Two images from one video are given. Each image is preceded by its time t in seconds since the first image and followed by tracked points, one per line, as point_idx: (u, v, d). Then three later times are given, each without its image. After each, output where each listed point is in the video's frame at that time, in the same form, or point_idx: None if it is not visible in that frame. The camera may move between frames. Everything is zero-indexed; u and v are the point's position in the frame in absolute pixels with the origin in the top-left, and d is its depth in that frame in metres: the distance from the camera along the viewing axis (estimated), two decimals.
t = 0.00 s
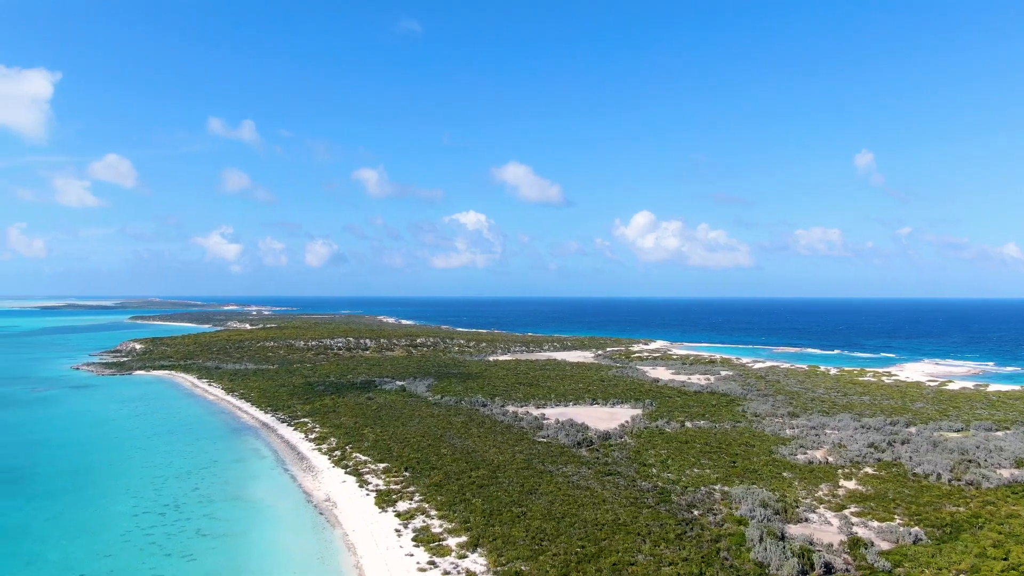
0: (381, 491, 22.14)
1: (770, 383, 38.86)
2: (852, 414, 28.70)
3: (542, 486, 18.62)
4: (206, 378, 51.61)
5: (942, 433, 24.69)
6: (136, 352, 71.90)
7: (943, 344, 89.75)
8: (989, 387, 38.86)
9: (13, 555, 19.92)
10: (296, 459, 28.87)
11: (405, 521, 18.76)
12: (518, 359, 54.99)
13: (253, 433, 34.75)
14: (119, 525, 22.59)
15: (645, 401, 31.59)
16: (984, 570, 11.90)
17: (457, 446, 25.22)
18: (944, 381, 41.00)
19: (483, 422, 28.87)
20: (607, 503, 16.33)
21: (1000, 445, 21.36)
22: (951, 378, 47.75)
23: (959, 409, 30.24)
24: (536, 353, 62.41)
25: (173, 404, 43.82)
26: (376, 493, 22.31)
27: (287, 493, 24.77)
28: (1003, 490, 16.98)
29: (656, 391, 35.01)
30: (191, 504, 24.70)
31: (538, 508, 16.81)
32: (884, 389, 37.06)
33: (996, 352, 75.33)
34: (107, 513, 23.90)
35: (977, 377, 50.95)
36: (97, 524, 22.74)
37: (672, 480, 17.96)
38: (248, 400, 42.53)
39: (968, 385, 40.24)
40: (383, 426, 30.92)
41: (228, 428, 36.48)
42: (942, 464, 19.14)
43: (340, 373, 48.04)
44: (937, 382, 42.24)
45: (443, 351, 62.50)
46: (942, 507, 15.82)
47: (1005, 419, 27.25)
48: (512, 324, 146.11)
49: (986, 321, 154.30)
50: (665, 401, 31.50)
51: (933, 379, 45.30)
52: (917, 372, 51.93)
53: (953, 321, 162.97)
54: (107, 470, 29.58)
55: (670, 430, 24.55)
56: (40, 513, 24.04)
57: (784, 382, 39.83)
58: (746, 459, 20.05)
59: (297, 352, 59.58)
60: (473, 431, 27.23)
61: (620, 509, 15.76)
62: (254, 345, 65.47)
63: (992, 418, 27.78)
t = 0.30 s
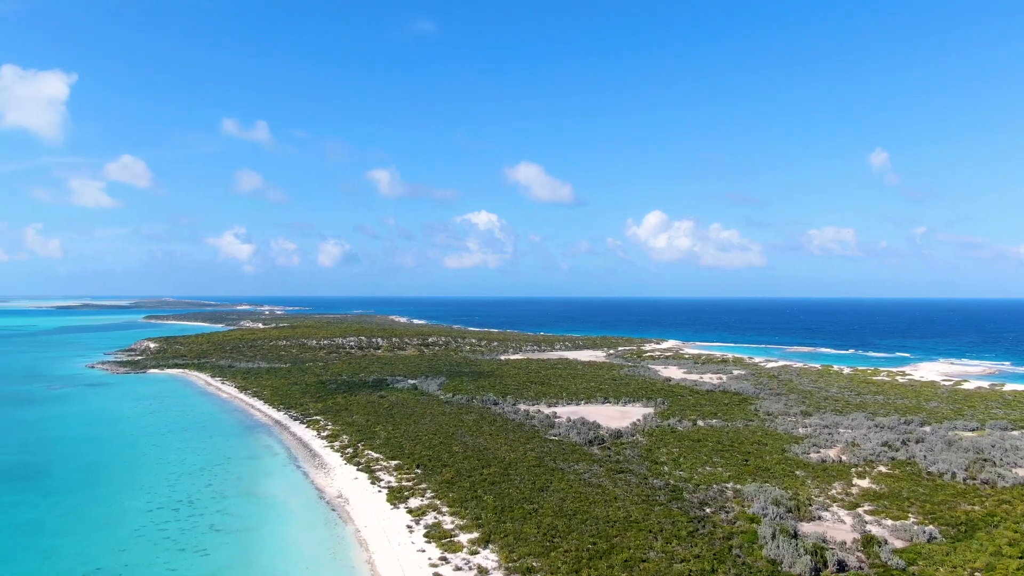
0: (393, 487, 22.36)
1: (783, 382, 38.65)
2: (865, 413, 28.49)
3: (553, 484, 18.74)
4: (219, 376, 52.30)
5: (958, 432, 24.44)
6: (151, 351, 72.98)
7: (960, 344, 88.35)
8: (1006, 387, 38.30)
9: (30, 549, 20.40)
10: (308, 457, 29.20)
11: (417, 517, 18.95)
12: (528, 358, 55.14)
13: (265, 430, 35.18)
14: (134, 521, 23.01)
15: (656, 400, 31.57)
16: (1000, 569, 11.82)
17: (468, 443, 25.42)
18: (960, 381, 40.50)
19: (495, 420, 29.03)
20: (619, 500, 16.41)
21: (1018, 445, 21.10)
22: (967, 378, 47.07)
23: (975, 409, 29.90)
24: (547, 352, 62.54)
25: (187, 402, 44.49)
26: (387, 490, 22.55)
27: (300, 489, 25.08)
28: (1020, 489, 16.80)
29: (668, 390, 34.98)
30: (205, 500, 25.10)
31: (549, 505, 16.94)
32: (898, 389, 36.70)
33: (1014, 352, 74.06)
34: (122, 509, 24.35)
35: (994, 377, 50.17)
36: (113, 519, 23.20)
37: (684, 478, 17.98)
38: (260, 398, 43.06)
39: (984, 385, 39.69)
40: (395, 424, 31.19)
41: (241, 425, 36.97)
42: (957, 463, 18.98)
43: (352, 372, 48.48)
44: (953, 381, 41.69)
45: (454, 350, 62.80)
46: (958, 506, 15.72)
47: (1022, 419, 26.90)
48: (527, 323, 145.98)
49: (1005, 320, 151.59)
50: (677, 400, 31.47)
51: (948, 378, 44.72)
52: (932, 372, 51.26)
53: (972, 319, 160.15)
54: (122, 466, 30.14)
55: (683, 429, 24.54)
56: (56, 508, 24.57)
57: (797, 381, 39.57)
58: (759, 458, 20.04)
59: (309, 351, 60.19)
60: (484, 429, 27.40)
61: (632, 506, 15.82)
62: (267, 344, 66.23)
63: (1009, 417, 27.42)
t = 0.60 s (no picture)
0: (407, 484, 22.63)
1: (800, 381, 38.36)
2: (882, 412, 28.20)
3: (567, 481, 18.88)
4: (235, 375, 53.12)
5: (978, 432, 24.11)
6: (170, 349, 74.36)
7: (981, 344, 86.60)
8: None
9: (52, 543, 20.98)
10: (323, 453, 29.63)
11: (431, 513, 19.20)
12: (542, 357, 55.31)
13: (281, 427, 35.74)
14: (152, 515, 23.59)
15: (671, 398, 31.56)
16: (1019, 567, 11.73)
17: (482, 441, 25.63)
18: (980, 380, 39.87)
19: (509, 418, 29.23)
20: (633, 497, 16.50)
21: None
22: (988, 377, 46.24)
23: (994, 408, 29.43)
24: (561, 351, 62.66)
25: (205, 399, 45.32)
26: (402, 486, 22.82)
27: (315, 486, 25.47)
28: None
29: (683, 388, 34.95)
30: (221, 495, 25.60)
31: (563, 502, 17.09)
32: (916, 388, 36.23)
33: None
34: (140, 503, 24.96)
35: (1014, 377, 49.19)
36: (132, 513, 23.81)
37: (699, 475, 18.01)
38: (276, 396, 43.71)
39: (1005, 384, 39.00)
40: (409, 422, 31.53)
41: (257, 422, 37.55)
42: (976, 462, 18.78)
43: (367, 370, 49.01)
44: (973, 381, 41.02)
45: (468, 348, 63.18)
46: (976, 505, 15.57)
47: None
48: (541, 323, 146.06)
49: None
50: (691, 399, 31.41)
51: (968, 378, 43.97)
52: (952, 371, 50.46)
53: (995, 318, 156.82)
54: (140, 462, 30.82)
55: (697, 427, 24.55)
56: (76, 503, 25.21)
57: (813, 380, 39.27)
58: (774, 456, 19.99)
59: (324, 350, 60.93)
60: (498, 427, 27.61)
61: (646, 504, 15.90)
62: (283, 342, 67.19)
63: None
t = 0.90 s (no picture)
0: (419, 480, 22.87)
1: (813, 380, 38.10)
2: (896, 410, 27.99)
3: (579, 478, 18.99)
4: (249, 373, 53.87)
5: (995, 431, 23.83)
6: (184, 348, 75.45)
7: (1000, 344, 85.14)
8: None
9: (68, 537, 21.48)
10: (335, 450, 29.99)
11: (443, 509, 19.41)
12: (553, 356, 55.46)
13: (294, 425, 36.20)
14: (166, 510, 24.08)
15: (684, 397, 31.51)
16: None
17: (494, 438, 25.80)
18: (998, 379, 39.35)
19: (521, 416, 29.39)
20: (645, 495, 16.58)
21: None
22: (1006, 377, 45.57)
23: (1011, 407, 29.05)
24: (573, 350, 62.75)
25: (219, 397, 46.01)
26: (414, 483, 23.05)
27: (328, 482, 25.81)
28: None
29: (695, 387, 34.89)
30: (235, 491, 26.04)
31: (575, 499, 17.22)
32: (932, 387, 35.85)
33: None
34: (155, 499, 25.47)
35: None
36: (148, 508, 24.31)
37: (711, 473, 18.04)
38: (290, 394, 44.26)
39: None
40: (421, 419, 31.80)
41: (271, 420, 38.06)
42: (992, 461, 18.59)
43: (379, 369, 49.46)
44: (991, 380, 40.48)
45: (480, 347, 63.50)
46: (992, 503, 15.45)
47: None
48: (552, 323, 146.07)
49: None
50: (704, 398, 31.36)
51: (986, 377, 43.37)
52: (968, 371, 49.80)
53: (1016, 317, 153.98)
54: (155, 458, 31.41)
55: (710, 426, 24.52)
56: (92, 498, 25.75)
57: (827, 379, 39.01)
58: (788, 454, 19.95)
59: (337, 348, 61.56)
60: (510, 425, 27.77)
61: (658, 501, 15.98)
62: (297, 341, 67.99)
63: None
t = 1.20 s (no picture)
0: (429, 477, 23.07)
1: (824, 379, 37.93)
2: (907, 409, 27.85)
3: (589, 475, 19.11)
4: (259, 371, 54.44)
5: (1008, 429, 23.66)
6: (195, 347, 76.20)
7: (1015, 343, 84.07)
8: None
9: (81, 531, 21.93)
10: (345, 447, 30.29)
11: (453, 505, 19.60)
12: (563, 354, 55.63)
13: (304, 422, 36.59)
14: (178, 505, 24.49)
15: (694, 395, 31.52)
16: None
17: (504, 436, 25.96)
18: (1011, 379, 38.97)
19: (530, 414, 29.53)
20: (655, 491, 16.67)
21: None
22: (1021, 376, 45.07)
23: None
24: (583, 349, 62.85)
25: (230, 395, 46.59)
26: (424, 479, 23.27)
27: (338, 478, 26.09)
28: None
29: (705, 386, 34.86)
30: (245, 487, 26.40)
31: (585, 495, 17.34)
32: (944, 386, 35.57)
33: None
34: (166, 494, 25.89)
35: None
36: (159, 503, 24.73)
37: (721, 471, 18.10)
38: (300, 392, 44.71)
39: None
40: (431, 417, 32.03)
41: (281, 417, 38.47)
42: (1006, 459, 18.48)
43: (389, 368, 49.84)
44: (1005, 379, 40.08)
45: (489, 346, 63.78)
46: (1004, 501, 15.38)
47: None
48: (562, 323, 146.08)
49: None
50: (713, 396, 31.37)
51: (999, 376, 42.96)
52: (982, 370, 49.28)
53: None
54: (167, 455, 31.91)
55: (720, 424, 24.54)
56: (104, 493, 26.24)
57: (838, 378, 38.86)
58: (798, 452, 19.94)
59: (347, 347, 62.07)
60: (519, 423, 27.93)
61: (668, 497, 16.07)
62: (307, 340, 68.60)
63: None
